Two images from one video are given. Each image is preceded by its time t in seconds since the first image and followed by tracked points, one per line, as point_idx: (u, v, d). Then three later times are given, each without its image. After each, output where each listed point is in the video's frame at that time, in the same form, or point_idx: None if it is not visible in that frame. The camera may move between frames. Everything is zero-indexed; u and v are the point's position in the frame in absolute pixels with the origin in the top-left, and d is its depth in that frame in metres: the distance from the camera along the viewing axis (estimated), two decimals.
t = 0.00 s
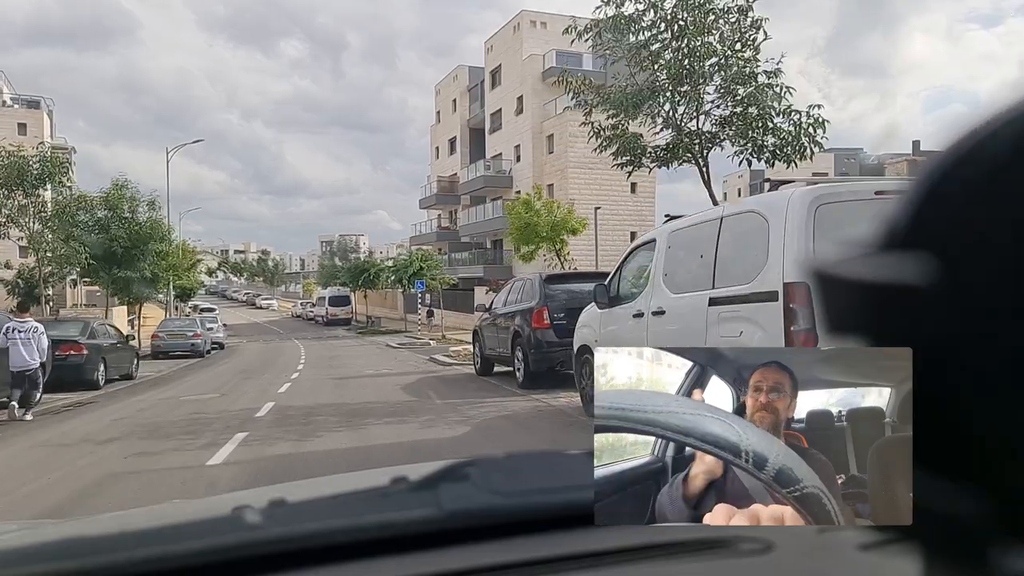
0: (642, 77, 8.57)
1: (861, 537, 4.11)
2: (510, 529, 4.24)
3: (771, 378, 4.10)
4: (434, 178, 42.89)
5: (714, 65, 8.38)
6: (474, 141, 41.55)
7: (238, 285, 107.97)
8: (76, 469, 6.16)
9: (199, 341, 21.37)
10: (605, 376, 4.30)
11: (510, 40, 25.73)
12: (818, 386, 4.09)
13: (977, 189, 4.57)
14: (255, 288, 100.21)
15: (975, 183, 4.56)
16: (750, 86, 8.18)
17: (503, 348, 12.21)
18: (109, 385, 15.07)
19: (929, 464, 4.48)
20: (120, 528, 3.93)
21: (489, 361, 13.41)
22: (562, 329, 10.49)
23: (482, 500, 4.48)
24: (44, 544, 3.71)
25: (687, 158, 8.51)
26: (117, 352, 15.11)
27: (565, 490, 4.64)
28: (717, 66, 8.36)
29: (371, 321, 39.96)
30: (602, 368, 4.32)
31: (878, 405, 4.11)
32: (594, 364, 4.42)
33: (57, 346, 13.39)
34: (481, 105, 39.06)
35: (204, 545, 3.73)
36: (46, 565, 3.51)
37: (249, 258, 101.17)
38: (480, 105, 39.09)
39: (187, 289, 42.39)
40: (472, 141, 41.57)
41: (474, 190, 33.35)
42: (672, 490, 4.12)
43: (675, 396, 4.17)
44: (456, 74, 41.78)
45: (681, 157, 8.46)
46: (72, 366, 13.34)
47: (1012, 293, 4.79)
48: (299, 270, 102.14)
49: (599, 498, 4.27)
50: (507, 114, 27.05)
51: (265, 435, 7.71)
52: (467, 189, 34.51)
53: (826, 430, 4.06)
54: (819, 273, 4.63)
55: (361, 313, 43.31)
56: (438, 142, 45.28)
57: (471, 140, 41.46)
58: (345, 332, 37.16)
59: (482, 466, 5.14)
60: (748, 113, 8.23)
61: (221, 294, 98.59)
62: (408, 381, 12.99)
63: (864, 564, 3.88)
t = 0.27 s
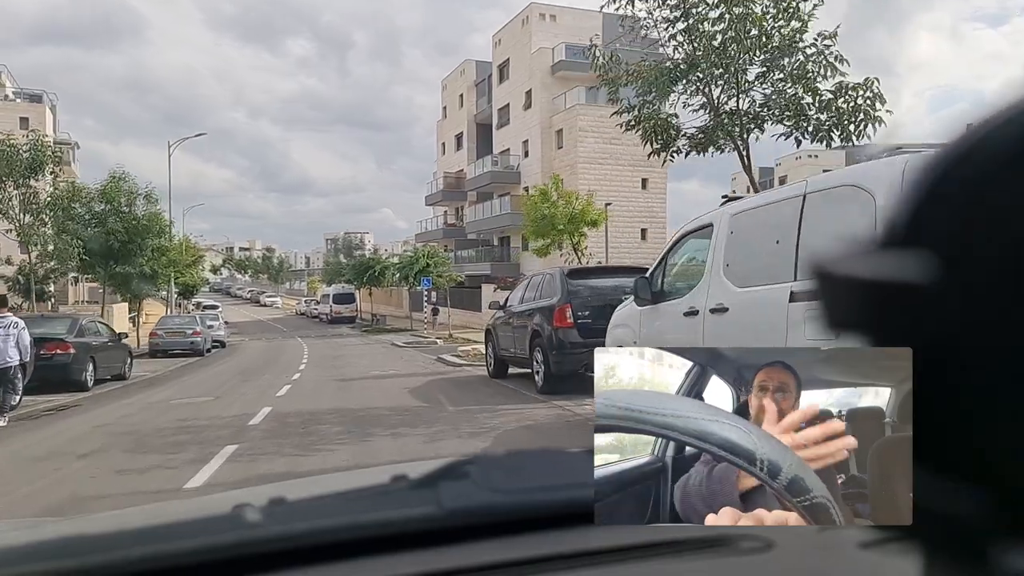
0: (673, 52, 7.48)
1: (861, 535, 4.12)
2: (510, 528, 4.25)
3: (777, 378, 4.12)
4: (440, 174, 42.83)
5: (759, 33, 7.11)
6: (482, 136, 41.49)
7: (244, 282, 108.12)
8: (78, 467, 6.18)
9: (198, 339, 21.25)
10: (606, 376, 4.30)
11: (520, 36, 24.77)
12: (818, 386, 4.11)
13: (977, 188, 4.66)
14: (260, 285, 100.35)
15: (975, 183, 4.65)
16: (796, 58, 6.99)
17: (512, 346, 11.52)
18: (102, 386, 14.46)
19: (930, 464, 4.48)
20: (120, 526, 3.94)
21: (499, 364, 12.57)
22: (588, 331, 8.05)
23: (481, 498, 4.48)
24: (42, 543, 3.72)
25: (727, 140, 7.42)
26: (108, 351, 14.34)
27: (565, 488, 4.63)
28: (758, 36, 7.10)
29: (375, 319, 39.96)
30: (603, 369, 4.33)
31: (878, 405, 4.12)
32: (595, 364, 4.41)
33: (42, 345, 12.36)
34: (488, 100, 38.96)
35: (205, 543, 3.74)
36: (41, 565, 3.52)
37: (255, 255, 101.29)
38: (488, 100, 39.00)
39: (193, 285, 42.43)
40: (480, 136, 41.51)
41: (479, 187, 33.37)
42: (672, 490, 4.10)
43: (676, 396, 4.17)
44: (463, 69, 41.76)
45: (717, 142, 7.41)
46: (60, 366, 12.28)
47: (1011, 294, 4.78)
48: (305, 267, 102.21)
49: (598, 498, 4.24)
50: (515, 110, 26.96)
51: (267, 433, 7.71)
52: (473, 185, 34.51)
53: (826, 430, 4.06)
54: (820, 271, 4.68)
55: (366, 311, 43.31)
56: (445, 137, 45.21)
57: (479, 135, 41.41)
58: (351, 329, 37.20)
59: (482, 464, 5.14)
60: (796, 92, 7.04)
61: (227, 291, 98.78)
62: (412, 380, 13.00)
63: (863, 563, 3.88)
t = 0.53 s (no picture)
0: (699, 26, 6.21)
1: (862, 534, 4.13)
2: (510, 527, 4.26)
3: (782, 378, 4.11)
4: (446, 173, 42.74)
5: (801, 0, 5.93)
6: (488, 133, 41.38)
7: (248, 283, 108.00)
8: (81, 466, 6.19)
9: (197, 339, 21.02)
10: (608, 375, 4.30)
11: (528, 31, 23.08)
12: (819, 387, 4.12)
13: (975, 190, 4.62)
14: (265, 285, 100.33)
15: (975, 183, 4.62)
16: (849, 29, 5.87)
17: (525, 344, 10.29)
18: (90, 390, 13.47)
19: (930, 463, 4.49)
20: (121, 525, 3.96)
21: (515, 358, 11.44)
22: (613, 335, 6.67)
23: (482, 497, 4.48)
24: (39, 542, 3.73)
25: (770, 124, 6.22)
26: (97, 352, 13.38)
27: (566, 487, 4.64)
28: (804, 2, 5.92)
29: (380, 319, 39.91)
30: (606, 366, 4.34)
31: (878, 405, 4.12)
32: (596, 363, 4.43)
33: (25, 346, 11.69)
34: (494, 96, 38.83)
35: (205, 541, 3.76)
36: (36, 566, 3.51)
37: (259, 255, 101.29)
38: (494, 96, 38.86)
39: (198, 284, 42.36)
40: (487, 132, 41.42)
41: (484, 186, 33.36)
42: (673, 490, 4.09)
43: (677, 397, 4.17)
44: (468, 66, 41.74)
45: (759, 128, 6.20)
46: (42, 368, 11.62)
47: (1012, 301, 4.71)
48: (310, 267, 102.16)
49: (598, 497, 4.23)
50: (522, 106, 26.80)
51: (270, 434, 7.71)
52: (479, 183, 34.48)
53: (828, 431, 4.06)
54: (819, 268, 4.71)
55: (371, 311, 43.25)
56: (451, 136, 45.22)
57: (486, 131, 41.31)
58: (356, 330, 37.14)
59: (483, 463, 5.15)
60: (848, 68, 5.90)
61: (231, 291, 98.75)
62: (416, 380, 13.01)
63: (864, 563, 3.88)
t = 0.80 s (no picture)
0: None
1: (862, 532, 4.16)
2: (511, 525, 4.28)
3: (781, 378, 4.10)
4: (450, 171, 42.83)
5: None
6: (493, 131, 41.51)
7: (251, 283, 108.13)
8: (82, 465, 6.21)
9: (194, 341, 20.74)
10: (610, 373, 4.27)
11: (534, 32, 27.23)
12: (819, 387, 4.10)
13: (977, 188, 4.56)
14: (268, 285, 100.51)
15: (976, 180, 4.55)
16: None
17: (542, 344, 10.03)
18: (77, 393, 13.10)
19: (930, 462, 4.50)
20: (122, 523, 3.97)
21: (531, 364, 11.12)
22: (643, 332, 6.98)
23: (482, 495, 4.50)
24: (41, 540, 3.74)
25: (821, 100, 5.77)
26: (84, 354, 13.13)
27: (566, 486, 4.66)
28: None
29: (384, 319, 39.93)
30: (609, 365, 4.30)
31: (878, 405, 4.11)
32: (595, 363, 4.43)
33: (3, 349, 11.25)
34: (499, 94, 38.93)
35: (207, 539, 3.78)
36: (38, 564, 3.52)
37: (263, 255, 101.45)
38: (499, 93, 38.96)
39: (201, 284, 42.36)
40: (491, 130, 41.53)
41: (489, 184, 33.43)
42: (672, 489, 4.09)
43: (677, 397, 4.16)
44: (473, 63, 41.87)
45: (806, 104, 5.82)
46: (23, 372, 11.17)
47: (1014, 297, 4.69)
48: (313, 266, 102.31)
49: (599, 497, 4.24)
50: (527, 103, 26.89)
51: (273, 433, 7.74)
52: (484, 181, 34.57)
53: (827, 431, 4.06)
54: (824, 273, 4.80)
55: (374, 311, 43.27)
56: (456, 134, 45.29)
57: (491, 129, 41.44)
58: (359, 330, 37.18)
59: (483, 461, 5.17)
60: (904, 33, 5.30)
61: (235, 291, 98.86)
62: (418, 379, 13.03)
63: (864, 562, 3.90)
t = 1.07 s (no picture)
0: None
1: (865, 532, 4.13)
2: (510, 524, 4.28)
3: (778, 378, 4.14)
4: (455, 170, 42.74)
5: None
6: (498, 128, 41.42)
7: (254, 283, 108.02)
8: (80, 463, 6.20)
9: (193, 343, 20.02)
10: (615, 371, 4.32)
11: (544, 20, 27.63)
12: (818, 387, 4.13)
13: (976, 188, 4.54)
14: (272, 285, 100.47)
15: (975, 178, 4.51)
16: None
17: (561, 351, 8.42)
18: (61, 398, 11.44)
19: (927, 461, 4.49)
20: (121, 523, 3.97)
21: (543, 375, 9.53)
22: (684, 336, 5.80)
23: (481, 495, 4.49)
24: (39, 541, 3.74)
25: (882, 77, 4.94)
26: (69, 356, 11.47)
27: (567, 485, 4.66)
28: None
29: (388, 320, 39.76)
30: (615, 362, 4.35)
31: (878, 405, 4.12)
32: (596, 363, 4.46)
33: None
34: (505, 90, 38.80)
35: (206, 538, 3.78)
36: (34, 564, 3.52)
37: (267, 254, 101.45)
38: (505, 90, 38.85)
39: (204, 283, 42.29)
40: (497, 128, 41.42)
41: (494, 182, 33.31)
42: (673, 487, 4.09)
43: (677, 396, 4.19)
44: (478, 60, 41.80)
45: (866, 82, 4.95)
46: None
47: (1012, 293, 4.77)
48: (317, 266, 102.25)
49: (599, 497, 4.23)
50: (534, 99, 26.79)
51: (275, 432, 7.74)
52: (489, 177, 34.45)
53: (827, 430, 4.07)
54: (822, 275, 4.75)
55: (378, 311, 43.09)
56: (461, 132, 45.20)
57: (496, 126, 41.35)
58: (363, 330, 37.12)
59: (483, 460, 5.17)
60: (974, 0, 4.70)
61: (238, 291, 98.85)
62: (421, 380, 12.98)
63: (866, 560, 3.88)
